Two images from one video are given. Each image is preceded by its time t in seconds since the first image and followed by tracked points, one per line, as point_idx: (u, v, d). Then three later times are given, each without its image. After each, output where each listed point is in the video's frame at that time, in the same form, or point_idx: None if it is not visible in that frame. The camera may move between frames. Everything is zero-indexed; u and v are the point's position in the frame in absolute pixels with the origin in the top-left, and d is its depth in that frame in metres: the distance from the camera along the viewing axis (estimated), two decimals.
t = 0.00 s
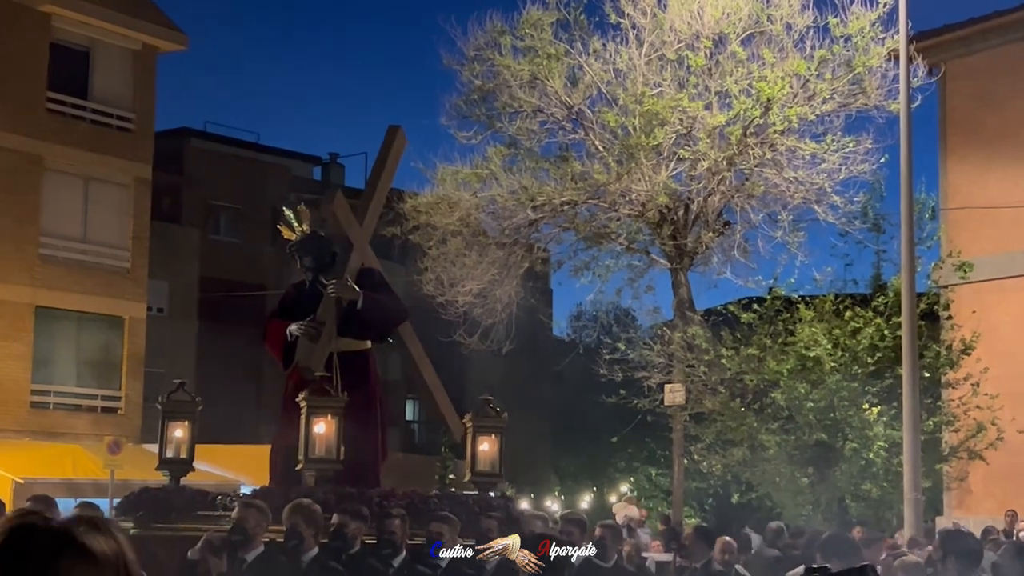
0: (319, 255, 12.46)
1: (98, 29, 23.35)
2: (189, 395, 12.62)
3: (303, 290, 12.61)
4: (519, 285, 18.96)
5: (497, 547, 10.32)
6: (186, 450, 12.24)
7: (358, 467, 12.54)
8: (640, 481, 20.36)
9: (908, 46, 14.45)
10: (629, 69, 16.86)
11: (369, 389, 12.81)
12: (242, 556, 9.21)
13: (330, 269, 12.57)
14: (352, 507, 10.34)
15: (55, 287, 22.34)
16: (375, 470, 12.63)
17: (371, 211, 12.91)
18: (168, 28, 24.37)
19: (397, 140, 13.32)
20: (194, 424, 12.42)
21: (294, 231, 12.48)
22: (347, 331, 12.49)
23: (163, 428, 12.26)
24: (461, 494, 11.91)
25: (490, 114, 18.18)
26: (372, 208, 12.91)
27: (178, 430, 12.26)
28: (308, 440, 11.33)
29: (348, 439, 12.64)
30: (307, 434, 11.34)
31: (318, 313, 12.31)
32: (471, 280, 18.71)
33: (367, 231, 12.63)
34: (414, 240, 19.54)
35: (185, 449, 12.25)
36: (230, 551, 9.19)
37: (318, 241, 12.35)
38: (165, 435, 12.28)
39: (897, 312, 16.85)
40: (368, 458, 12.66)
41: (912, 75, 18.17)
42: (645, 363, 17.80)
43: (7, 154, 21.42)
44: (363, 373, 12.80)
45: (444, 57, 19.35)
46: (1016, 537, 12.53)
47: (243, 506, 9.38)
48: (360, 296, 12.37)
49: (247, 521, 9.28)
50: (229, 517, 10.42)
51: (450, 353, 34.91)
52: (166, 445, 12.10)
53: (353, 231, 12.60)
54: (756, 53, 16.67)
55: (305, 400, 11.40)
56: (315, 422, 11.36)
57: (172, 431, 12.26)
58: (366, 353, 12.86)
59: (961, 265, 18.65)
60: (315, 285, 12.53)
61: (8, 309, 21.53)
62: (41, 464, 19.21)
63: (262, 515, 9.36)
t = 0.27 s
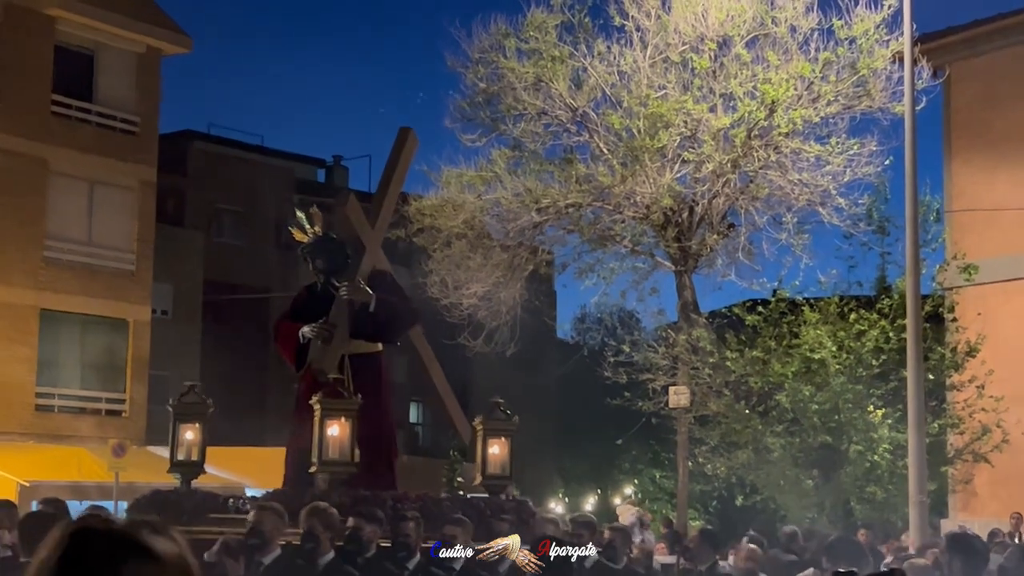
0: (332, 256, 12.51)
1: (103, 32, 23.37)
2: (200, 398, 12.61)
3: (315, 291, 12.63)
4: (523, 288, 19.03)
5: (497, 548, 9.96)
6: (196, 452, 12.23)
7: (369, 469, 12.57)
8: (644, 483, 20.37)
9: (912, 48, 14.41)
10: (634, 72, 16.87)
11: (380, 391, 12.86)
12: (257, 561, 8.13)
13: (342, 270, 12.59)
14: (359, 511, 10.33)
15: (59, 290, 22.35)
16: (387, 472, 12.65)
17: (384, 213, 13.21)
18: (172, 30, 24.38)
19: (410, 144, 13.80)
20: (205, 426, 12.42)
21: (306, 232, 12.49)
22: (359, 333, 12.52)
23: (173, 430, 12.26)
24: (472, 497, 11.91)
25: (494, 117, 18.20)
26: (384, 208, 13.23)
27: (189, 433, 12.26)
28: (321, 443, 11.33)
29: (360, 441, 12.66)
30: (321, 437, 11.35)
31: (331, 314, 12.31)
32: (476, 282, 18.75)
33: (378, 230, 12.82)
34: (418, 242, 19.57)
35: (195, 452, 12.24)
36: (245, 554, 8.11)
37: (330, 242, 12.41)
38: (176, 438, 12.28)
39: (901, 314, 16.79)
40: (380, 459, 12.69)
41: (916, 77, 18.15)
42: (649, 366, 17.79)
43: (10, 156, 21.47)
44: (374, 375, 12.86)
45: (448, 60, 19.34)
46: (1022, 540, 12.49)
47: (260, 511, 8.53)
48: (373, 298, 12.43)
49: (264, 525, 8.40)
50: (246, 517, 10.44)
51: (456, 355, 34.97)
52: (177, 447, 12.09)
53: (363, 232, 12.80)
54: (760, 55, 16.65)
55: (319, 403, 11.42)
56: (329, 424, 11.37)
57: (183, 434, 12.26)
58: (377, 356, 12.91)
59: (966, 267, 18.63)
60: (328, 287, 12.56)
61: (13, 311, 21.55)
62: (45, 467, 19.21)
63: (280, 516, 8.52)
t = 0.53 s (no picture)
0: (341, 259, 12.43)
1: (109, 36, 23.41)
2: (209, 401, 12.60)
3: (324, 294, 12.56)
4: (529, 292, 19.05)
5: (497, 548, 9.79)
6: (205, 455, 12.23)
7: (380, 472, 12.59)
8: (651, 486, 20.38)
9: (917, 50, 14.38)
10: (639, 75, 16.88)
11: (390, 392, 12.82)
12: (270, 562, 8.21)
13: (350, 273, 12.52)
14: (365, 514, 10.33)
15: (66, 294, 22.39)
16: (398, 474, 12.67)
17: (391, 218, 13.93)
18: (178, 34, 24.42)
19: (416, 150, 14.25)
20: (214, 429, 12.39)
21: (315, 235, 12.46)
22: (367, 336, 12.49)
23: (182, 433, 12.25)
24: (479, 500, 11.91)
25: (499, 121, 18.20)
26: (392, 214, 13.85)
27: (196, 436, 12.25)
28: (331, 445, 11.36)
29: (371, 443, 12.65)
30: (331, 440, 11.38)
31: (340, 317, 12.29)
32: (482, 285, 18.77)
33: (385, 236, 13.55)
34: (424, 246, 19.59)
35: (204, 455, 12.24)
36: (258, 556, 8.18)
37: (338, 245, 12.35)
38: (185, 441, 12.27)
39: (908, 317, 16.77)
40: (392, 461, 12.70)
41: (922, 80, 18.14)
42: (655, 369, 17.79)
43: (13, 161, 21.56)
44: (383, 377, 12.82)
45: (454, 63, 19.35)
46: None
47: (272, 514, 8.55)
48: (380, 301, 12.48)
49: (276, 526, 8.35)
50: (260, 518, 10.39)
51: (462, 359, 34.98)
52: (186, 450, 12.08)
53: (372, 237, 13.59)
54: (766, 58, 16.64)
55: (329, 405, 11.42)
56: (338, 427, 11.39)
57: (191, 437, 12.24)
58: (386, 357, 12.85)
59: (973, 270, 18.60)
60: (337, 290, 12.48)
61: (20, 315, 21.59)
62: (51, 471, 19.25)
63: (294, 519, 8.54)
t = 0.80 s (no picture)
0: (344, 264, 12.61)
1: (115, 42, 23.46)
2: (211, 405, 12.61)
3: (327, 299, 12.70)
4: (535, 296, 19.02)
5: (497, 548, 10.16)
6: (207, 460, 12.25)
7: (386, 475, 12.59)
8: (657, 490, 20.38)
9: (923, 53, 14.37)
10: (645, 79, 16.88)
11: (393, 399, 12.87)
12: (276, 567, 8.34)
13: (352, 278, 12.67)
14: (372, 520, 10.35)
15: (73, 299, 22.44)
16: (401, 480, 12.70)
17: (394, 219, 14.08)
18: (184, 40, 24.45)
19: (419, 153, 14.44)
20: (216, 434, 12.41)
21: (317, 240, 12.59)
22: (371, 341, 12.50)
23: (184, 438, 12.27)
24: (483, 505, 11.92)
25: (505, 125, 18.21)
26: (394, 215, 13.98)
27: (200, 441, 12.27)
28: (335, 450, 11.37)
29: (375, 447, 12.67)
30: (334, 444, 11.39)
31: (343, 322, 12.31)
32: (489, 290, 18.77)
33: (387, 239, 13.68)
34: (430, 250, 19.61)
35: (206, 460, 12.26)
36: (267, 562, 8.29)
37: (340, 249, 12.52)
38: (187, 446, 12.29)
39: (914, 321, 16.77)
40: (397, 464, 12.72)
41: (928, 83, 18.13)
42: (662, 373, 17.77)
43: (19, 167, 21.62)
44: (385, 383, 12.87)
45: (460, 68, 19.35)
46: None
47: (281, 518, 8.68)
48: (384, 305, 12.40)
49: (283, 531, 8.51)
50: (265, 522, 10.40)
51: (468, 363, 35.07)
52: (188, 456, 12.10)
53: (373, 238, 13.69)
54: (772, 62, 16.64)
55: (332, 410, 11.42)
56: (342, 432, 11.39)
57: (194, 442, 12.26)
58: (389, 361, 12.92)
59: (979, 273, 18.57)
60: (339, 295, 12.61)
61: (28, 321, 21.65)
62: (59, 476, 19.28)
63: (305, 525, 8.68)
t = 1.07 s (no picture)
0: (342, 269, 12.63)
1: (121, 48, 23.51)
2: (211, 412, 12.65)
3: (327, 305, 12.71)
4: (541, 300, 19.01)
5: (498, 548, 9.86)
6: (206, 466, 12.27)
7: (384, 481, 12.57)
8: (663, 495, 20.35)
9: (928, 57, 14.35)
10: (650, 84, 16.90)
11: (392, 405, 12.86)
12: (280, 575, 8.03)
13: (351, 284, 12.71)
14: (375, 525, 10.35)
15: (79, 304, 22.45)
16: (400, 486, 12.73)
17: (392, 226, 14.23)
18: (189, 45, 24.49)
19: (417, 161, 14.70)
20: (215, 440, 12.45)
21: (316, 247, 12.67)
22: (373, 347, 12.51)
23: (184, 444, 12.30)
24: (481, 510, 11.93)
25: (510, 130, 18.20)
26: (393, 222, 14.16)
27: (199, 447, 12.31)
28: (335, 456, 11.38)
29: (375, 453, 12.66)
30: (334, 450, 11.40)
31: (342, 328, 12.33)
32: (494, 295, 18.76)
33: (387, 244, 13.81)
34: (436, 255, 19.62)
35: (205, 467, 12.29)
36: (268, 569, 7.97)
37: (339, 255, 12.59)
38: (187, 452, 12.33)
39: (921, 325, 16.76)
40: (395, 471, 12.71)
41: (933, 88, 18.11)
42: (668, 378, 17.75)
43: (24, 172, 21.67)
44: (385, 388, 12.82)
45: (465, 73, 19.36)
46: None
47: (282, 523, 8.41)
48: (384, 311, 12.47)
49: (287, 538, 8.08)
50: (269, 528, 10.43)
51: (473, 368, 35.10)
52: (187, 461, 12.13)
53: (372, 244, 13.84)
54: (777, 67, 16.65)
55: (333, 416, 11.44)
56: (343, 437, 11.41)
57: (193, 448, 12.30)
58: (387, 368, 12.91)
59: (985, 278, 18.55)
60: (339, 301, 12.64)
61: (33, 326, 21.67)
62: (64, 481, 19.29)
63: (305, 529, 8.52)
